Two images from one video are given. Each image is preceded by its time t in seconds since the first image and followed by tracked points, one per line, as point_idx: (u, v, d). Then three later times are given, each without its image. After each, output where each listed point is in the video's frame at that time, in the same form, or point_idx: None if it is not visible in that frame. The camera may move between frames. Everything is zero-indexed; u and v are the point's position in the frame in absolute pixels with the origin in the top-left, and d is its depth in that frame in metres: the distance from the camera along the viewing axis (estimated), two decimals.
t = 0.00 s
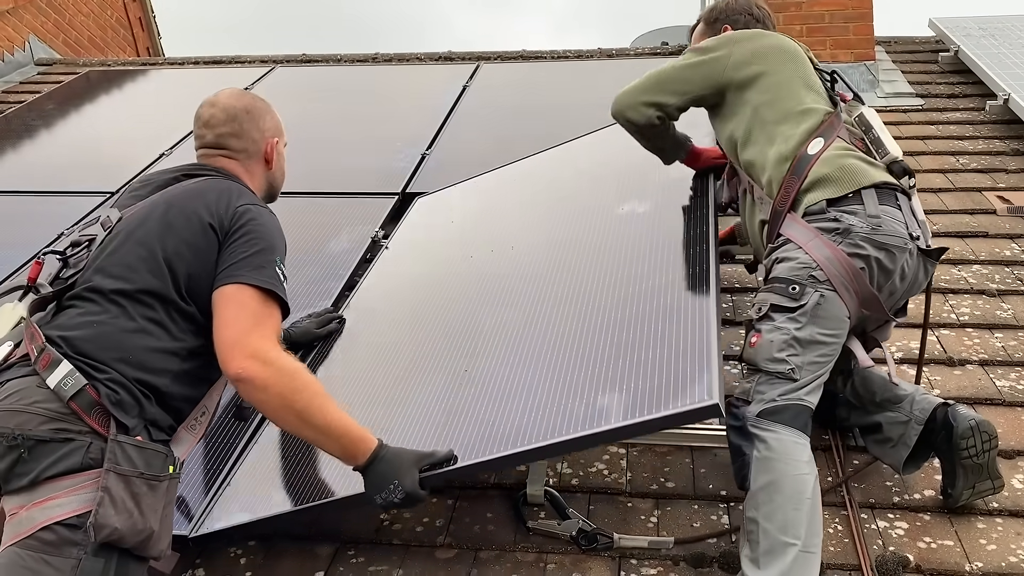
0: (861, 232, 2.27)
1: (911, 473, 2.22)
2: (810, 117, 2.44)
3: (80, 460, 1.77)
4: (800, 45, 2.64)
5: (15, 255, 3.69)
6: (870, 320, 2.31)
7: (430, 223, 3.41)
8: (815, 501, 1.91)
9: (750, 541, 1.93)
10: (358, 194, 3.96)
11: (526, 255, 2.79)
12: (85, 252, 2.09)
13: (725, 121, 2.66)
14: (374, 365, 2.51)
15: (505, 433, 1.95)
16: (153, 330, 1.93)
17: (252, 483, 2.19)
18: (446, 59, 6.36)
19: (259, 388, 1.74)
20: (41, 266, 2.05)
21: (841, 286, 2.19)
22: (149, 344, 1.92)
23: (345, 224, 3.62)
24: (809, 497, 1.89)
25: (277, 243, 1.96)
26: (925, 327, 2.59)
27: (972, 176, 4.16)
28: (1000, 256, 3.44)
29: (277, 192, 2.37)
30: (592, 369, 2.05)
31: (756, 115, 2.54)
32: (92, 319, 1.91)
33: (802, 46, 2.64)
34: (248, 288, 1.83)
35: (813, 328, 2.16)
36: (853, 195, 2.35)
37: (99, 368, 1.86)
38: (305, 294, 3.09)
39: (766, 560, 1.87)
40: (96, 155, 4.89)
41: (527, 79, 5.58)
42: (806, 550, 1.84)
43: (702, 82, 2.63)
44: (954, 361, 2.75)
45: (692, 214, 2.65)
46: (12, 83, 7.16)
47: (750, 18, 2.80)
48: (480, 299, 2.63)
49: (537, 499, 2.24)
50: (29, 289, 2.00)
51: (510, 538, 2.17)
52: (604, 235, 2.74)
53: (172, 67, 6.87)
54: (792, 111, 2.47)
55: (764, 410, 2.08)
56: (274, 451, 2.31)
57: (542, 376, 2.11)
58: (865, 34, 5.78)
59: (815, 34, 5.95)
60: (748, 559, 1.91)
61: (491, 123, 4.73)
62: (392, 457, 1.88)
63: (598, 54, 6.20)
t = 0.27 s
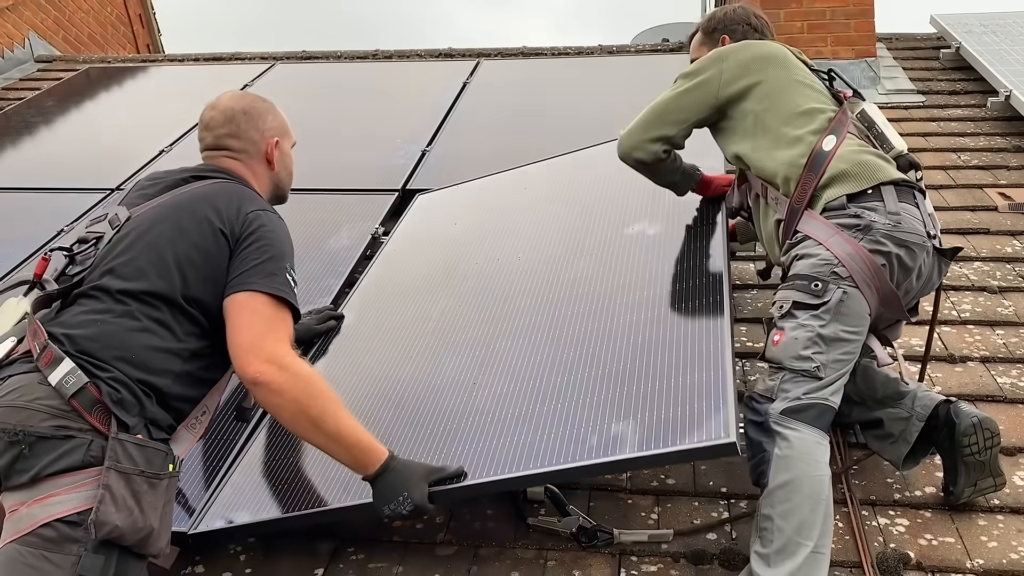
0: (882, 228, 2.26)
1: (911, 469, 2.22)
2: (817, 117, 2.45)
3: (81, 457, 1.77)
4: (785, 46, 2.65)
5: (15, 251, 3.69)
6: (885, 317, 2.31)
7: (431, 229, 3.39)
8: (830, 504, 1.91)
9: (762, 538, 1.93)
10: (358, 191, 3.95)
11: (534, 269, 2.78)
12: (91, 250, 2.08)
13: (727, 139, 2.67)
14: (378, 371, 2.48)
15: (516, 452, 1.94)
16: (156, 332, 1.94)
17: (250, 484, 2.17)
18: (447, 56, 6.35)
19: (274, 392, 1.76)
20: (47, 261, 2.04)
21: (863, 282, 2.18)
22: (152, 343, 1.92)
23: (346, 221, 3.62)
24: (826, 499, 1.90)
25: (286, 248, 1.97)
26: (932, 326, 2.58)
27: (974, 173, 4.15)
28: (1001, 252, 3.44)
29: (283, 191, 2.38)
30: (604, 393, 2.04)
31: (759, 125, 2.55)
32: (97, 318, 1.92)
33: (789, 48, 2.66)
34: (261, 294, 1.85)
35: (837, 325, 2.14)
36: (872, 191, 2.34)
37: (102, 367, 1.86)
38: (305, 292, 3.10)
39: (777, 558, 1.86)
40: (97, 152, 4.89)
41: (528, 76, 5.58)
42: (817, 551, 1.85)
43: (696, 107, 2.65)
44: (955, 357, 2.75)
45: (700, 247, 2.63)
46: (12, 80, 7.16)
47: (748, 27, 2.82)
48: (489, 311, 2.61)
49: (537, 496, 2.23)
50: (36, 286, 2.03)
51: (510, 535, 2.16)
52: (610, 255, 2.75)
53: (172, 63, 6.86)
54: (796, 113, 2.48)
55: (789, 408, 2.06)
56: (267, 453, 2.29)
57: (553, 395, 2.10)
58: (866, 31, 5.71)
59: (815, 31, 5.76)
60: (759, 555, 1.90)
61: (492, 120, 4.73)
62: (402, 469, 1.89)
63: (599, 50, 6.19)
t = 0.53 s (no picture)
0: (894, 225, 2.27)
1: (910, 467, 2.22)
2: (819, 118, 2.46)
3: (84, 456, 1.77)
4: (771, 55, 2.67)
5: (16, 248, 3.69)
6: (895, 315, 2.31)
7: (431, 234, 3.39)
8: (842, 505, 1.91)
9: (770, 536, 1.93)
10: (359, 189, 3.95)
11: (541, 282, 2.80)
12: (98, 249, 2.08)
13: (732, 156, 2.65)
14: (382, 377, 2.49)
15: (526, 470, 1.96)
16: (161, 333, 1.95)
17: (256, 486, 2.17)
18: (447, 53, 6.34)
19: (290, 398, 1.78)
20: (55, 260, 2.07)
21: (876, 279, 2.19)
22: (156, 344, 1.93)
23: (347, 219, 3.62)
24: (839, 500, 1.90)
25: (295, 257, 2.00)
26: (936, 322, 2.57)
27: (976, 170, 4.14)
28: (1002, 249, 3.43)
29: (292, 195, 2.43)
30: (614, 416, 2.07)
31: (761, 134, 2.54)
32: (103, 318, 1.92)
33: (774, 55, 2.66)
34: (273, 303, 1.86)
35: (852, 323, 2.14)
36: (883, 187, 2.35)
37: (107, 367, 1.86)
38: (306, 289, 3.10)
39: (786, 557, 1.87)
40: (97, 149, 4.89)
41: (528, 73, 5.56)
42: (825, 551, 1.85)
43: (695, 130, 2.65)
44: (957, 355, 2.75)
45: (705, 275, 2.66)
46: (12, 78, 7.15)
47: (746, 37, 2.82)
48: (495, 323, 2.62)
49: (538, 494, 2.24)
50: (42, 282, 2.04)
51: (511, 533, 2.16)
52: (618, 273, 2.77)
53: (173, 61, 6.85)
54: (797, 118, 2.48)
55: (804, 407, 2.05)
56: (270, 454, 2.28)
57: (562, 415, 2.12)
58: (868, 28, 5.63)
59: (817, 29, 5.65)
60: (767, 552, 1.90)
61: (492, 118, 4.72)
62: (412, 482, 1.89)
63: (600, 47, 6.17)
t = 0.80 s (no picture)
0: (897, 220, 2.26)
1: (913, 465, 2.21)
2: (817, 116, 2.46)
3: (84, 452, 1.77)
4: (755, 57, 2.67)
5: (18, 246, 3.70)
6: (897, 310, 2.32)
7: (431, 232, 3.40)
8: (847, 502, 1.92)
9: (774, 533, 1.93)
10: (360, 186, 3.95)
11: (545, 287, 2.82)
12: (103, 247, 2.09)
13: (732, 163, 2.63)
14: (385, 380, 2.51)
15: (533, 482, 2.00)
16: (164, 332, 1.95)
17: (262, 485, 2.18)
18: (449, 51, 6.33)
19: (303, 400, 1.80)
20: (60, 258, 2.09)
21: (881, 274, 2.18)
22: (158, 342, 1.93)
23: (348, 216, 3.62)
24: (843, 498, 1.91)
25: (302, 263, 1.99)
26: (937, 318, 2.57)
27: (978, 167, 4.13)
28: (1005, 246, 3.42)
29: (297, 200, 2.42)
30: (619, 430, 2.11)
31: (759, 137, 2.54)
32: (106, 315, 1.93)
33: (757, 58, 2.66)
34: (282, 309, 1.87)
35: (858, 319, 2.14)
36: (885, 181, 2.35)
37: (107, 363, 1.86)
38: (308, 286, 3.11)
39: (791, 554, 1.87)
40: (99, 147, 4.89)
41: (530, 71, 5.56)
42: (830, 548, 1.86)
43: (696, 140, 2.62)
44: (960, 351, 2.74)
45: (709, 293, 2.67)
46: (14, 76, 7.16)
47: (741, 42, 2.82)
48: (498, 328, 2.64)
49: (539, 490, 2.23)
50: (47, 279, 2.05)
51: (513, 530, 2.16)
52: (622, 284, 2.77)
53: (174, 59, 6.85)
54: (794, 117, 2.48)
55: (812, 404, 2.06)
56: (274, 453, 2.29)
57: (568, 426, 2.16)
58: (870, 24, 5.56)
59: (818, 25, 5.61)
60: (771, 548, 1.90)
61: (493, 115, 4.72)
62: (418, 489, 1.92)
63: (602, 45, 6.16)
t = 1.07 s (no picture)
0: (895, 213, 2.26)
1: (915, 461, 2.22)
2: (813, 114, 2.46)
3: (89, 451, 1.78)
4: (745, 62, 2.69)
5: (22, 244, 3.71)
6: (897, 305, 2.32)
7: (436, 232, 3.41)
8: (850, 498, 1.92)
9: (776, 529, 1.94)
10: (363, 183, 3.96)
11: (552, 296, 2.83)
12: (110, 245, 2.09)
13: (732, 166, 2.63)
14: (392, 385, 2.52)
15: (540, 494, 2.02)
16: (169, 332, 1.96)
17: (267, 486, 2.20)
18: (451, 48, 6.33)
19: (316, 402, 1.81)
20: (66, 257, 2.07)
21: (879, 268, 2.18)
22: (164, 341, 1.94)
23: (351, 214, 3.62)
24: (847, 495, 1.91)
25: (309, 268, 2.02)
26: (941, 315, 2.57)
27: (982, 163, 4.12)
28: (1009, 242, 3.41)
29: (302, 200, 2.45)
30: (627, 445, 2.13)
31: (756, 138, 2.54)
32: (113, 314, 1.93)
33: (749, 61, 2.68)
34: (291, 313, 1.90)
35: (857, 313, 2.13)
36: (882, 175, 2.35)
37: (113, 362, 1.87)
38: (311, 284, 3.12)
39: (795, 551, 1.88)
40: (103, 145, 4.90)
41: (532, 68, 5.55)
42: (834, 544, 1.87)
43: (697, 150, 2.64)
44: (964, 348, 2.74)
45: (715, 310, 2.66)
46: (17, 74, 7.17)
47: (744, 44, 2.81)
48: (505, 336, 2.66)
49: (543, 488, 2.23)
50: (53, 277, 2.06)
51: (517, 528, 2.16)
52: (628, 295, 2.78)
53: (177, 57, 6.86)
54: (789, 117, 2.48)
55: (813, 400, 2.05)
56: (277, 454, 2.31)
57: (575, 437, 2.18)
58: (874, 20, 5.53)
59: (823, 21, 5.60)
60: (775, 545, 1.92)
61: (495, 113, 4.72)
62: (426, 496, 1.95)
63: (605, 41, 6.15)
